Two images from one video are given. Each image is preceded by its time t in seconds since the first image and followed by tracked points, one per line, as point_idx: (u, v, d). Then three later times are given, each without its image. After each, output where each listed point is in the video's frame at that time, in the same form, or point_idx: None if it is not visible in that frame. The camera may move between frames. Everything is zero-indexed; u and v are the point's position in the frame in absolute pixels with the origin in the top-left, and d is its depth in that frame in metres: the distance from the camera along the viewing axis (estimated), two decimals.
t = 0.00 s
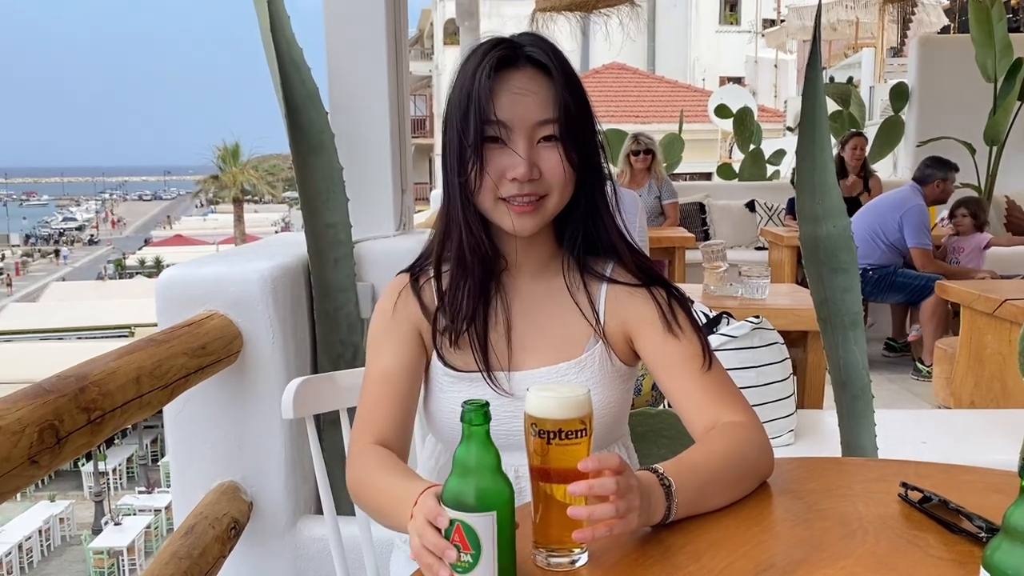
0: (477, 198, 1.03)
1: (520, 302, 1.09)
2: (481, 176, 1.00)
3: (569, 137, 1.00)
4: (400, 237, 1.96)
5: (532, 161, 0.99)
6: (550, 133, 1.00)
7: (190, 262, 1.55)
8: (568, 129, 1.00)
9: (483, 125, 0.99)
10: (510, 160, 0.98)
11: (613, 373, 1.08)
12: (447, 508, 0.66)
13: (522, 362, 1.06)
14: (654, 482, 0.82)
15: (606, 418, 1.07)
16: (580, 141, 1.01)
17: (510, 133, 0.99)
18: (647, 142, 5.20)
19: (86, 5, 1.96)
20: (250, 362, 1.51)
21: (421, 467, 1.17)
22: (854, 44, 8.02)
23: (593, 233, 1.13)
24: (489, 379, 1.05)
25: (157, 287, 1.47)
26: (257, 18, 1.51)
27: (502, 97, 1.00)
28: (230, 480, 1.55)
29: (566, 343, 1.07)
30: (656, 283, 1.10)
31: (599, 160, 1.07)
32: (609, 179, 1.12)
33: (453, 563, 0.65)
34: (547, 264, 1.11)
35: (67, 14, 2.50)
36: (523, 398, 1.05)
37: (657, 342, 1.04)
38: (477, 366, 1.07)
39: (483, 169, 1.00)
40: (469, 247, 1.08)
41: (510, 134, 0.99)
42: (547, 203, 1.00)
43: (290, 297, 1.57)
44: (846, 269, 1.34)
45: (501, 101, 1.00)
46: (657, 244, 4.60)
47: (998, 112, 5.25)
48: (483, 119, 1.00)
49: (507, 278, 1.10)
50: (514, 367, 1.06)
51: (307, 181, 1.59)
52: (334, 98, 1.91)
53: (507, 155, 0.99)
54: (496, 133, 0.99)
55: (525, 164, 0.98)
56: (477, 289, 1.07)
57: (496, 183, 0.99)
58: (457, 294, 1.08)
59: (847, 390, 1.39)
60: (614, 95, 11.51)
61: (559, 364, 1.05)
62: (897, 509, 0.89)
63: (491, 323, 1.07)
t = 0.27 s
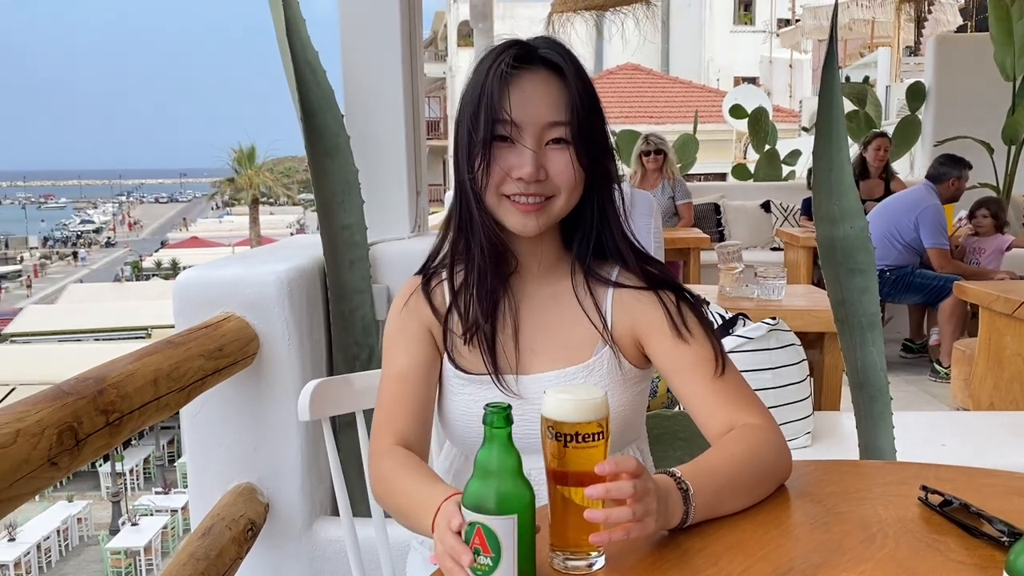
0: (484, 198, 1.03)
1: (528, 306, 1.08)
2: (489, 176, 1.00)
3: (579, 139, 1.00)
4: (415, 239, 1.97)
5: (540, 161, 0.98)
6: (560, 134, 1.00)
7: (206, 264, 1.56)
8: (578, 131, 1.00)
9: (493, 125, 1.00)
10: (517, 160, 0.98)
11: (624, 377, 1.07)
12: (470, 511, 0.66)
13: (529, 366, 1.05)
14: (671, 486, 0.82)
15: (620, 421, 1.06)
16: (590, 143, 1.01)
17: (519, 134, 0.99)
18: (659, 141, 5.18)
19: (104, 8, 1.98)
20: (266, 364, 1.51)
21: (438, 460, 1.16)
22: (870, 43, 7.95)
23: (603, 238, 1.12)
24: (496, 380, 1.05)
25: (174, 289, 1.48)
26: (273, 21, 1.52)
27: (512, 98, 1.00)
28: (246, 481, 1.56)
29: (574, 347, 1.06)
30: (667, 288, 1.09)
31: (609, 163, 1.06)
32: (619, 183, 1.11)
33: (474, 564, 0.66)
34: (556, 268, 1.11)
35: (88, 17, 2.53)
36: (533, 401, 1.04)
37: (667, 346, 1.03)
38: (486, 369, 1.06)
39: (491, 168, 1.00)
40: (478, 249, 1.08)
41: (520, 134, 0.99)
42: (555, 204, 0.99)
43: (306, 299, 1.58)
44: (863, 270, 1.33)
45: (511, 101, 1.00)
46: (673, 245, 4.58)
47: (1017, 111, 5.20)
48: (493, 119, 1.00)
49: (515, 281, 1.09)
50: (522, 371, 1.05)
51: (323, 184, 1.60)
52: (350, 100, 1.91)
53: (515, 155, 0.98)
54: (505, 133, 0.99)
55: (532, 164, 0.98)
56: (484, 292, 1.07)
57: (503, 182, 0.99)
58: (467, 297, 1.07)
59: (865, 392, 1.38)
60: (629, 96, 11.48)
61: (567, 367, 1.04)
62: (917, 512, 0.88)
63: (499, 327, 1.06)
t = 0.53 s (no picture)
0: (496, 198, 1.03)
1: (542, 309, 1.08)
2: (500, 176, 1.00)
3: (592, 139, 0.99)
4: (435, 240, 1.97)
5: (551, 162, 0.98)
6: (572, 135, 1.00)
7: (228, 265, 1.57)
8: (592, 132, 1.00)
9: (504, 125, 1.00)
10: (528, 160, 0.98)
11: (641, 381, 1.06)
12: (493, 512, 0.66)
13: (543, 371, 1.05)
14: (694, 488, 0.81)
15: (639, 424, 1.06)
16: (603, 144, 1.00)
17: (530, 134, 0.99)
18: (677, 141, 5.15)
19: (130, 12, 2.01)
20: (288, 364, 1.52)
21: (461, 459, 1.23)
22: (892, 42, 7.88)
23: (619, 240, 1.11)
24: (512, 386, 1.05)
25: (196, 290, 1.49)
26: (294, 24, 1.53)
27: (524, 97, 1.00)
28: (268, 481, 1.57)
29: (587, 350, 1.05)
30: (683, 291, 1.08)
31: (624, 165, 1.06)
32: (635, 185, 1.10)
33: (497, 563, 0.66)
34: (571, 271, 1.10)
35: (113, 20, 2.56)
36: (551, 406, 1.04)
37: (683, 350, 1.02)
38: (502, 376, 1.06)
39: (502, 168, 1.00)
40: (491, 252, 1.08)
41: (531, 134, 0.99)
42: (566, 205, 0.99)
43: (327, 300, 1.59)
44: (886, 270, 1.32)
45: (524, 100, 1.00)
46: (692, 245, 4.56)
47: None
48: (504, 119, 1.00)
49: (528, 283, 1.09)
50: (537, 376, 1.05)
51: (343, 186, 1.61)
52: (370, 101, 1.92)
53: (525, 155, 0.99)
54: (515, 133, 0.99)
55: (542, 164, 0.98)
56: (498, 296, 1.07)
57: (514, 182, 0.99)
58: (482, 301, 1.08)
59: (888, 394, 1.36)
60: (647, 97, 11.44)
61: (581, 372, 1.04)
62: (943, 515, 0.87)
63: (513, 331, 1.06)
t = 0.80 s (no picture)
0: (524, 202, 1.03)
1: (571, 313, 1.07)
2: (528, 180, 1.00)
3: (619, 141, 0.99)
4: (460, 240, 1.98)
5: (580, 165, 0.98)
6: (600, 137, 0.99)
7: (256, 266, 1.59)
8: (619, 134, 0.99)
9: (531, 128, 1.00)
10: (556, 163, 0.99)
11: (671, 384, 1.06)
12: (524, 513, 0.66)
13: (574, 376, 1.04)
14: (726, 492, 0.81)
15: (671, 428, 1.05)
16: (631, 145, 1.00)
17: (557, 136, 0.99)
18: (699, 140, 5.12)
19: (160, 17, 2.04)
20: (315, 364, 1.54)
21: (494, 451, 1.35)
22: (918, 40, 7.78)
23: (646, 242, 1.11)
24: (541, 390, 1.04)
25: (226, 291, 1.51)
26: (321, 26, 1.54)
27: (551, 100, 1.00)
28: (295, 480, 1.59)
29: (617, 354, 1.05)
30: (712, 292, 1.07)
31: (652, 166, 1.05)
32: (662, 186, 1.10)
33: (530, 564, 0.66)
34: (599, 273, 1.10)
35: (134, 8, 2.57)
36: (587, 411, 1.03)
37: (714, 352, 1.02)
38: (532, 382, 1.05)
39: (530, 172, 1.00)
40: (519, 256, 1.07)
41: (558, 136, 0.99)
42: (595, 207, 0.99)
43: (354, 300, 1.60)
44: (916, 271, 1.30)
45: (550, 104, 1.00)
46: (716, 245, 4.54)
47: None
48: (532, 122, 1.00)
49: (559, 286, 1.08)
50: (567, 382, 1.04)
51: (370, 187, 1.62)
52: (396, 103, 1.93)
53: (553, 157, 0.99)
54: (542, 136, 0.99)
55: (571, 167, 0.98)
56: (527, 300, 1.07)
57: (542, 185, 0.99)
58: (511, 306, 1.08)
59: (917, 396, 1.35)
60: (669, 96, 11.39)
61: (612, 376, 1.03)
62: (978, 519, 0.85)
63: (543, 335, 1.06)
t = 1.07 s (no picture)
0: (560, 210, 1.02)
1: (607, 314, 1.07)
2: (565, 189, 1.00)
3: (657, 149, 0.98)
4: (488, 240, 1.98)
5: (617, 173, 0.98)
6: (637, 145, 0.98)
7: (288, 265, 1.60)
8: (655, 140, 0.98)
9: (569, 137, 0.99)
10: (593, 172, 0.98)
11: (707, 384, 1.05)
12: (559, 513, 0.66)
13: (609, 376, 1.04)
14: (762, 495, 0.80)
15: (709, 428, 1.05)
16: (668, 151, 0.99)
17: (594, 145, 0.98)
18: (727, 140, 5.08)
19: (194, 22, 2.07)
20: (346, 363, 1.55)
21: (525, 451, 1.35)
22: (950, 37, 7.66)
23: (682, 240, 1.10)
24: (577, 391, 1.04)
25: (259, 290, 1.52)
26: (352, 27, 1.55)
27: (588, 108, 0.99)
28: (326, 478, 1.60)
29: (653, 355, 1.05)
30: (749, 290, 1.07)
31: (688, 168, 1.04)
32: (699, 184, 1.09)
33: (565, 564, 0.66)
34: (634, 273, 1.09)
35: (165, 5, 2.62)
36: (617, 409, 1.03)
37: (751, 355, 1.01)
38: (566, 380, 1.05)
39: (566, 181, 0.99)
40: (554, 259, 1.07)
41: (596, 146, 0.98)
42: (632, 215, 0.99)
43: (385, 299, 1.61)
44: (951, 271, 1.28)
45: (587, 112, 0.99)
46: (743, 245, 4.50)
47: None
48: (569, 132, 0.99)
49: (596, 286, 1.08)
50: (602, 381, 1.04)
51: (399, 187, 1.62)
52: (425, 103, 1.94)
53: (591, 167, 0.98)
54: (579, 146, 0.98)
55: (609, 177, 0.97)
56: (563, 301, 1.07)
57: (579, 194, 0.99)
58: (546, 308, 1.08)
59: (953, 398, 1.32)
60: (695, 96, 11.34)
61: (647, 375, 1.03)
62: (1019, 524, 0.84)
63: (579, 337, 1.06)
